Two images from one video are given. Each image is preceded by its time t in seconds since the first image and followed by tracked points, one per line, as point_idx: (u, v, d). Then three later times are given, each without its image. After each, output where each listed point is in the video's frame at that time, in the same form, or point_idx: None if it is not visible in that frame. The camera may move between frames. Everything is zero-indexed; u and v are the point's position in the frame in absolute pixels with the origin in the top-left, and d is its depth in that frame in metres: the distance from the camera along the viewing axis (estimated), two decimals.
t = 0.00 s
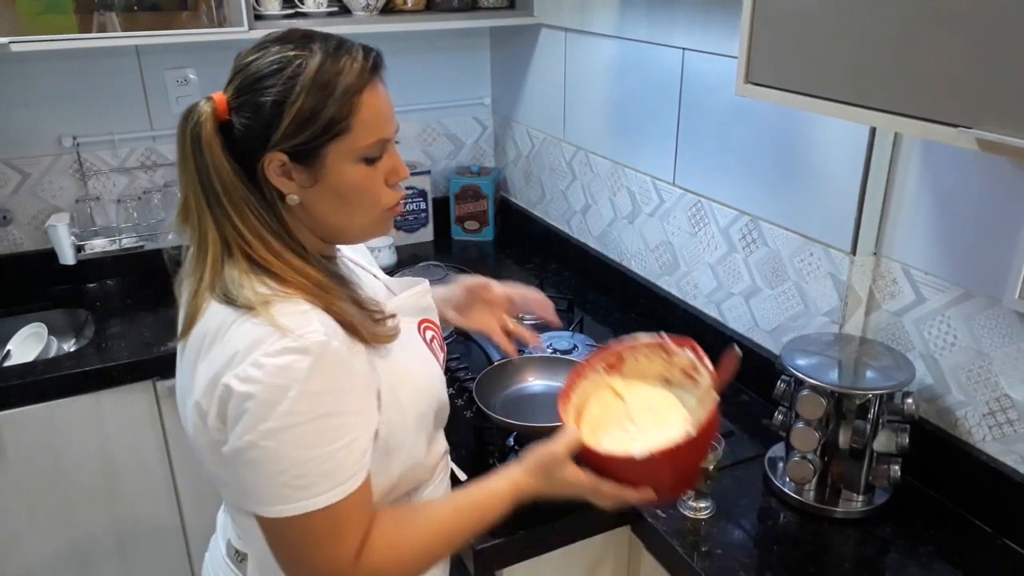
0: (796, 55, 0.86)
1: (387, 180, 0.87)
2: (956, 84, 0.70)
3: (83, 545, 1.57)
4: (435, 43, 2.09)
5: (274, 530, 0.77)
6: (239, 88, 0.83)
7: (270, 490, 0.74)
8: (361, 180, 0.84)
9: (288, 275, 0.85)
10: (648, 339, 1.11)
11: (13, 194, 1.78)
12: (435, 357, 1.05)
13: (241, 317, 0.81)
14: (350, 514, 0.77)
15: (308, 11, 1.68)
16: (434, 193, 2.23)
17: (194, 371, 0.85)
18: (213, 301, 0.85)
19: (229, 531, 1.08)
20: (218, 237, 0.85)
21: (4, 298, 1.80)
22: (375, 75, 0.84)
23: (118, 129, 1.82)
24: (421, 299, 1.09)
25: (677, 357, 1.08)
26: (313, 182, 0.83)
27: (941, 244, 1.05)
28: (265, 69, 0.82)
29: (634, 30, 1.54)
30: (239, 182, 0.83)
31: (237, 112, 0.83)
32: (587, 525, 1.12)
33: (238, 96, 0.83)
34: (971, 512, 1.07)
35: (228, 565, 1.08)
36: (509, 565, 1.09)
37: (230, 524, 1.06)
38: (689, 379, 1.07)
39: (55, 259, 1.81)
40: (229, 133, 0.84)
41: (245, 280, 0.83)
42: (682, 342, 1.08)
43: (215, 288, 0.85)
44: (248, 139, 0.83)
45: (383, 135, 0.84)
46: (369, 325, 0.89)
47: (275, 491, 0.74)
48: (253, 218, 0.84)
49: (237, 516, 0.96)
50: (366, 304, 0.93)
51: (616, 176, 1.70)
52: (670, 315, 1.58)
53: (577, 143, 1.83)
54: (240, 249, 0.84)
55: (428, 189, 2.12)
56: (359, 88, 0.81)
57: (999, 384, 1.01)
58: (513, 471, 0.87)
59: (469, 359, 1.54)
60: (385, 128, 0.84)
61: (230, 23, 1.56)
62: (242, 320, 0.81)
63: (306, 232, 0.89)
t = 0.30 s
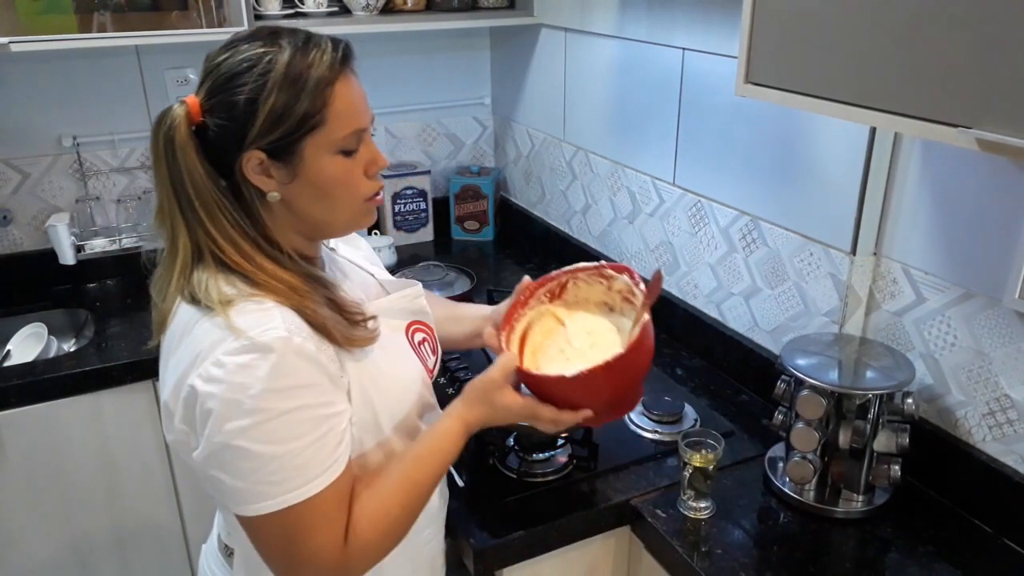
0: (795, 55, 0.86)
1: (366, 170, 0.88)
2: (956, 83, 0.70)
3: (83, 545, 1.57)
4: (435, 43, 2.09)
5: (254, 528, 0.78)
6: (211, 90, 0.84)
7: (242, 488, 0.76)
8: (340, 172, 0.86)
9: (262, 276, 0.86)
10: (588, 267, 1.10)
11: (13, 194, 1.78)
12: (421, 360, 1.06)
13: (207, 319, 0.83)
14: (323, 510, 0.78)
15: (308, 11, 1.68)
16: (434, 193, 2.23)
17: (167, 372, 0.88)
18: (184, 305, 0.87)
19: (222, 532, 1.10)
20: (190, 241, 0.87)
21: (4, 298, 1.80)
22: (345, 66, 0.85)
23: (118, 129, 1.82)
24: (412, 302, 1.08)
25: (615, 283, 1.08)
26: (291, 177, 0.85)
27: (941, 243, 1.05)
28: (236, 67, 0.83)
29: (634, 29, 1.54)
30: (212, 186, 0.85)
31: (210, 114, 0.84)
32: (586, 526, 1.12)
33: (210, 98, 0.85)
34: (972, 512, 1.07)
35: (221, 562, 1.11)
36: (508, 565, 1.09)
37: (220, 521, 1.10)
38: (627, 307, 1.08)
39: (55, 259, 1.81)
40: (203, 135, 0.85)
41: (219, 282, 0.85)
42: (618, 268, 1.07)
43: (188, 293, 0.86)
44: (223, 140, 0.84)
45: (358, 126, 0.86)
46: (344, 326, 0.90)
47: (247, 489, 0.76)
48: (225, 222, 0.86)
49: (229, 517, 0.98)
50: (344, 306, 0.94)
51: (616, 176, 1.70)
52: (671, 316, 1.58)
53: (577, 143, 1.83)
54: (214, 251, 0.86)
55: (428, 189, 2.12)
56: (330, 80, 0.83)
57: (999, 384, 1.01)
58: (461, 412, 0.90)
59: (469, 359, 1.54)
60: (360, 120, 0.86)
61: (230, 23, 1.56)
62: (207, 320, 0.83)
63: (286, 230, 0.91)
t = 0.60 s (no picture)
0: (795, 55, 0.86)
1: (351, 169, 0.88)
2: (957, 83, 0.70)
3: (83, 545, 1.57)
4: (434, 43, 2.09)
5: (237, 526, 0.79)
6: (196, 89, 0.85)
7: (224, 481, 0.76)
8: (324, 172, 0.86)
9: (251, 272, 0.86)
10: (568, 261, 1.16)
11: (13, 194, 1.78)
12: (416, 357, 1.06)
13: (197, 315, 0.83)
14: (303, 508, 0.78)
15: (308, 11, 1.68)
16: (434, 193, 2.24)
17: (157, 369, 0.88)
18: (176, 300, 0.87)
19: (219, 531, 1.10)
20: (178, 239, 0.87)
21: (4, 298, 1.80)
22: (328, 65, 0.85)
23: (118, 129, 1.82)
24: (406, 300, 1.08)
25: (596, 271, 1.14)
26: (275, 177, 0.85)
27: (941, 242, 1.05)
28: (220, 67, 0.83)
29: (634, 29, 1.54)
30: (197, 183, 0.85)
31: (195, 113, 0.85)
32: (586, 525, 1.12)
33: (195, 97, 0.85)
34: (972, 512, 1.07)
35: (220, 561, 1.12)
36: (507, 565, 1.09)
37: (219, 521, 1.10)
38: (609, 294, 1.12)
39: (55, 259, 1.81)
40: (189, 134, 0.86)
41: (207, 278, 0.85)
42: (597, 255, 1.13)
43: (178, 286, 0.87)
44: (207, 140, 0.85)
45: (342, 126, 0.86)
46: (334, 322, 0.90)
47: (228, 482, 0.76)
48: (213, 219, 0.86)
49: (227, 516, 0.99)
50: (335, 302, 0.94)
51: (616, 176, 1.70)
52: (671, 315, 1.58)
53: (577, 143, 1.83)
54: (199, 249, 0.86)
55: (428, 189, 2.12)
56: (313, 79, 0.83)
57: (999, 384, 1.02)
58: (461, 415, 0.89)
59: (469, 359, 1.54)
60: (344, 119, 0.86)
61: (229, 23, 1.56)
62: (199, 316, 0.83)
63: (273, 229, 0.91)
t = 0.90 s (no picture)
0: (796, 54, 0.86)
1: (346, 178, 0.88)
2: (959, 82, 0.69)
3: (83, 545, 1.57)
4: (434, 43, 2.09)
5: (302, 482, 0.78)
6: (192, 94, 0.84)
7: (269, 456, 0.76)
8: (320, 181, 0.86)
9: (241, 275, 0.85)
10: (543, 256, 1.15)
11: (12, 194, 1.77)
12: (411, 353, 1.06)
13: (180, 312, 0.82)
14: (363, 438, 0.78)
15: (308, 10, 1.68)
16: (434, 193, 2.23)
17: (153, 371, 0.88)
18: (161, 300, 0.87)
19: (218, 531, 1.10)
20: (167, 242, 0.87)
21: (4, 298, 1.80)
22: (326, 75, 0.84)
23: (118, 129, 1.82)
24: (400, 297, 1.09)
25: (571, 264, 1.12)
26: (271, 185, 0.85)
27: (942, 240, 1.04)
28: (217, 74, 0.82)
29: (634, 29, 1.54)
30: (188, 187, 0.85)
31: (190, 118, 0.84)
32: (586, 526, 1.12)
33: (191, 102, 0.84)
34: (972, 512, 1.07)
35: (216, 561, 1.12)
36: (507, 565, 1.08)
37: (216, 521, 1.10)
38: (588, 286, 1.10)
39: (54, 259, 1.81)
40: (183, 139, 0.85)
41: (192, 276, 0.85)
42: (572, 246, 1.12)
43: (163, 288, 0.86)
44: (202, 146, 0.84)
45: (338, 136, 0.86)
46: (329, 317, 0.90)
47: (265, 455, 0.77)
48: (203, 224, 0.85)
49: (224, 516, 0.99)
50: (330, 297, 0.94)
51: (616, 176, 1.69)
52: (671, 315, 1.58)
53: (577, 143, 1.83)
54: (186, 251, 0.86)
55: (428, 189, 2.12)
56: (313, 89, 0.82)
57: (1000, 384, 1.01)
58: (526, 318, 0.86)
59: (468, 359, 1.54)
60: (340, 128, 0.86)
61: (229, 23, 1.56)
62: (181, 314, 0.83)
63: (264, 233, 0.91)
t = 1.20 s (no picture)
0: (796, 54, 0.85)
1: (355, 169, 0.89)
2: (958, 83, 0.69)
3: (82, 546, 1.57)
4: (434, 43, 2.09)
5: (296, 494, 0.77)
6: (201, 89, 0.84)
7: (265, 460, 0.76)
8: (331, 172, 0.86)
9: (251, 275, 0.85)
10: (540, 262, 1.13)
11: (12, 194, 1.77)
12: (413, 351, 1.06)
13: (189, 313, 0.82)
14: (353, 445, 0.77)
15: (308, 10, 1.68)
16: (434, 193, 2.23)
17: (157, 372, 0.89)
18: (168, 302, 0.87)
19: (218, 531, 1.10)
20: (176, 241, 0.86)
21: (3, 298, 1.80)
22: (334, 67, 0.85)
23: (118, 129, 1.82)
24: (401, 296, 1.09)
25: (571, 270, 1.11)
26: (283, 177, 0.85)
27: (942, 243, 1.04)
28: (227, 68, 0.82)
29: (634, 29, 1.53)
30: (202, 184, 0.84)
31: (200, 113, 0.84)
32: (586, 526, 1.12)
33: (201, 97, 0.84)
34: (972, 512, 1.07)
35: (218, 562, 1.12)
36: (507, 566, 1.08)
37: (219, 522, 1.10)
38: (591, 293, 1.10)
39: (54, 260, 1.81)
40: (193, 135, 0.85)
41: (200, 276, 0.85)
42: (570, 255, 1.10)
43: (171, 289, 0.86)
44: (213, 141, 0.84)
45: (347, 126, 0.86)
46: (337, 319, 0.91)
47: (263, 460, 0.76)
48: (214, 221, 0.85)
49: (226, 516, 0.99)
50: (336, 300, 0.95)
51: (616, 176, 1.69)
52: (671, 315, 1.58)
53: (577, 143, 1.83)
54: (196, 250, 0.86)
55: (428, 189, 2.12)
56: (322, 81, 0.83)
57: (1000, 384, 1.01)
58: (492, 313, 0.87)
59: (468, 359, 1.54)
60: (349, 119, 0.86)
61: (228, 22, 1.56)
62: (188, 315, 0.83)
63: (274, 228, 0.91)
